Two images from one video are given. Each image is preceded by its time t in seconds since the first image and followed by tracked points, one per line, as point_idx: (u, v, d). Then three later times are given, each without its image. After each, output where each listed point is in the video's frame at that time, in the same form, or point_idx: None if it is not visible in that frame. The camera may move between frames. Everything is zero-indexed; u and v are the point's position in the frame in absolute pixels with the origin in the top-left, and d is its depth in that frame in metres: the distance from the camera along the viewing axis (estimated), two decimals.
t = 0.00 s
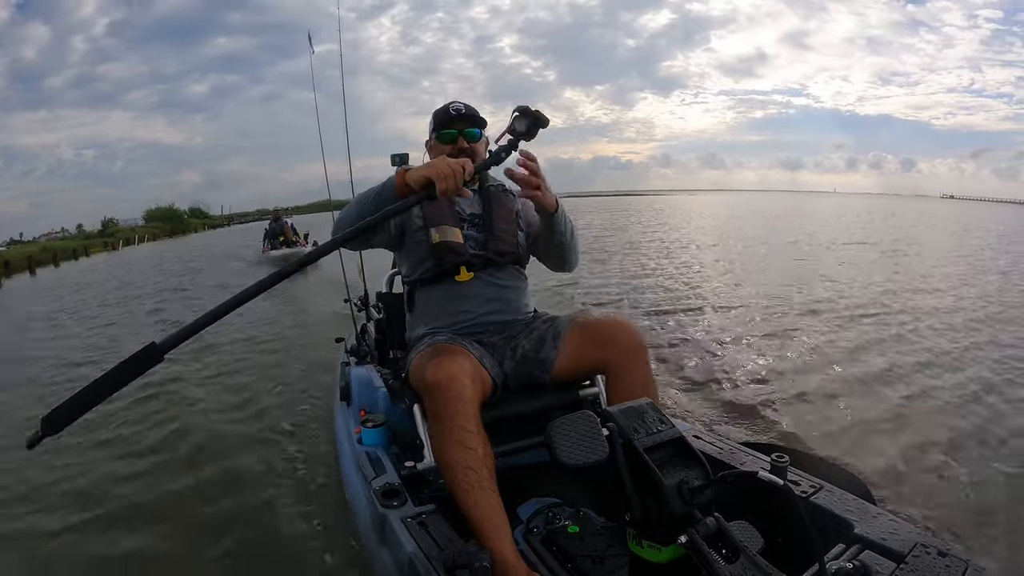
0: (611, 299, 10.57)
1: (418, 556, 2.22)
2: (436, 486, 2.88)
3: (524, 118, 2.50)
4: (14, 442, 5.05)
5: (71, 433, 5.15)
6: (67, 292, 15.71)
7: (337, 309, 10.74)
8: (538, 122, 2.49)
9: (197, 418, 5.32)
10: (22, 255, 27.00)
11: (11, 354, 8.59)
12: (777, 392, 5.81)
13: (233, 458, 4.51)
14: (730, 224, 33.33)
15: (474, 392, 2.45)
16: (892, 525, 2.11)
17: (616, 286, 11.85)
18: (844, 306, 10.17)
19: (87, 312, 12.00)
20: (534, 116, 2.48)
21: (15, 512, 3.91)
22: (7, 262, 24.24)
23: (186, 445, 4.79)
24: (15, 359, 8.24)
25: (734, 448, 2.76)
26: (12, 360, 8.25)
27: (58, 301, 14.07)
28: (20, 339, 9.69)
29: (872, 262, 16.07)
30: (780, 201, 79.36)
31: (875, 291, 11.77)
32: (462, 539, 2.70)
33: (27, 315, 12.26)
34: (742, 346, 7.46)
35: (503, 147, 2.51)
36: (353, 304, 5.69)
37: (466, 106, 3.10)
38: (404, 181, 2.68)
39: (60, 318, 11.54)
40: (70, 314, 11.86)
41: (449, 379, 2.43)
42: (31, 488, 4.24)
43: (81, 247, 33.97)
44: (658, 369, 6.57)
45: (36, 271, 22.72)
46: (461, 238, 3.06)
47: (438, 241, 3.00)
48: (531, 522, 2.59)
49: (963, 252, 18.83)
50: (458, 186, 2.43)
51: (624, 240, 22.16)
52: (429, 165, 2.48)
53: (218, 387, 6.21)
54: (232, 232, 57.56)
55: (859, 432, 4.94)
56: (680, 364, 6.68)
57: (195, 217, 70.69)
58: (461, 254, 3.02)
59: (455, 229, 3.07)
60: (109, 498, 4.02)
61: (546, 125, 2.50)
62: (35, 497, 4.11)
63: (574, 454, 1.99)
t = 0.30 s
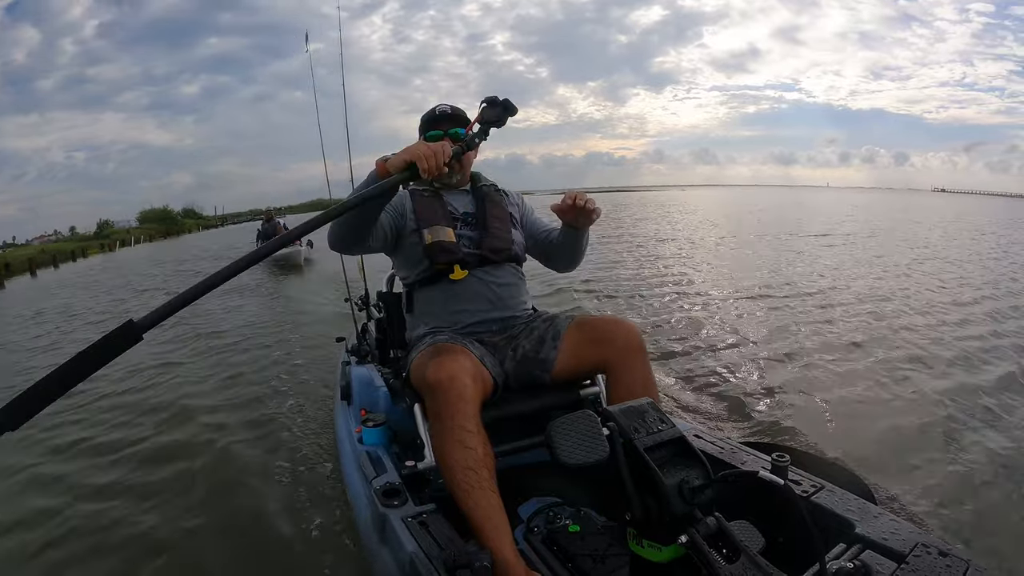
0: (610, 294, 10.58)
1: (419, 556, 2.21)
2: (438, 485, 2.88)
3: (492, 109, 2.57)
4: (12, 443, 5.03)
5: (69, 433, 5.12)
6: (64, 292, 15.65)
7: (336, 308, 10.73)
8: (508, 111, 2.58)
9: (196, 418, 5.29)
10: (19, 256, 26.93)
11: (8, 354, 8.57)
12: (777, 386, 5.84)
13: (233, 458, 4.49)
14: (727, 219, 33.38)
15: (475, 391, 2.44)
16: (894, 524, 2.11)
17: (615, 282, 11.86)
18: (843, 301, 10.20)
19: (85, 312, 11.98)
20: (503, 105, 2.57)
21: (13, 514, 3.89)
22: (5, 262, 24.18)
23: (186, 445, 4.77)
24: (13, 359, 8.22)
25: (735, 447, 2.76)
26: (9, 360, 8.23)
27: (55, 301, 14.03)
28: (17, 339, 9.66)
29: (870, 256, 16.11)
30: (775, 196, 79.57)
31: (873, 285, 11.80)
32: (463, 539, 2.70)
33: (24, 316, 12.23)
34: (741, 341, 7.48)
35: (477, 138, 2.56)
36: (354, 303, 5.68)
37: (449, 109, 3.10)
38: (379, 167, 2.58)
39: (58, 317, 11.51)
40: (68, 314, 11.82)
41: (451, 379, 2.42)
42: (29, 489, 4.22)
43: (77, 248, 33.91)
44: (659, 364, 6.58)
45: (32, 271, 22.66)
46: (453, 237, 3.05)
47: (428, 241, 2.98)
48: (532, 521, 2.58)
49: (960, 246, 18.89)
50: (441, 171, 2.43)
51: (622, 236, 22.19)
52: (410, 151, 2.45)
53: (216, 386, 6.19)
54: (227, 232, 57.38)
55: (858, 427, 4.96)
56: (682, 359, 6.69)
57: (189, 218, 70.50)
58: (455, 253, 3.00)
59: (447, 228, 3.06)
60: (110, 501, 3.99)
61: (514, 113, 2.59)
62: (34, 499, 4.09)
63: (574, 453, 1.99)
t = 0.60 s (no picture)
0: (605, 300, 10.62)
1: (418, 557, 2.20)
2: (436, 486, 2.86)
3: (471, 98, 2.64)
4: None
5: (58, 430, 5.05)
6: (56, 290, 15.53)
7: (330, 309, 10.69)
8: (486, 96, 2.61)
9: (192, 415, 5.25)
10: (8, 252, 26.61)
11: None
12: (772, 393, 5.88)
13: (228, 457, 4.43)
14: (719, 228, 33.61)
15: (479, 391, 2.44)
16: (892, 526, 2.12)
17: (611, 289, 11.91)
18: (836, 310, 10.28)
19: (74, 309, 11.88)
20: (482, 90, 2.61)
21: None
22: None
23: (181, 441, 4.72)
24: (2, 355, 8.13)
25: (734, 449, 2.77)
26: None
27: (44, 298, 13.90)
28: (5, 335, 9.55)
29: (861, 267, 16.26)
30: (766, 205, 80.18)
31: (864, 294, 11.90)
32: (461, 539, 2.68)
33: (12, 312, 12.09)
34: (735, 348, 7.53)
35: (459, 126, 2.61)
36: (352, 304, 5.67)
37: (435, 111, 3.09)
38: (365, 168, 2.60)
39: (47, 314, 11.39)
40: (60, 311, 11.73)
41: (454, 378, 2.42)
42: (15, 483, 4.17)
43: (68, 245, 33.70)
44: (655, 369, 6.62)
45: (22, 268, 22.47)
46: (454, 238, 3.05)
47: (430, 243, 2.99)
48: (531, 522, 2.57)
49: (948, 257, 19.10)
50: (423, 161, 2.44)
51: (615, 243, 22.30)
52: (392, 146, 2.44)
53: (210, 385, 6.14)
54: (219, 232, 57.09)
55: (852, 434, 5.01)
56: (678, 364, 6.73)
57: (181, 217, 70.19)
58: (456, 254, 3.00)
59: (448, 229, 3.06)
60: (102, 494, 3.92)
61: (492, 97, 2.62)
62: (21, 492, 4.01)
63: (574, 454, 2.00)
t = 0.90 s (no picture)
0: (606, 296, 10.64)
1: (419, 556, 2.20)
2: (439, 486, 2.86)
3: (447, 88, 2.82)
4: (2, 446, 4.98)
5: (61, 437, 5.06)
6: (57, 294, 15.56)
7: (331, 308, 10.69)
8: (461, 86, 2.84)
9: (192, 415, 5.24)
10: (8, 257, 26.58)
11: None
12: (773, 386, 5.91)
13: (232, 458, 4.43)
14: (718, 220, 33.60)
15: (488, 387, 2.44)
16: (894, 523, 2.13)
17: (611, 283, 11.93)
18: (836, 301, 10.28)
19: (75, 314, 11.88)
20: (456, 81, 2.83)
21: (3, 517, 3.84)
22: None
23: (183, 444, 4.71)
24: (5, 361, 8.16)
25: (736, 446, 2.77)
26: None
27: (45, 304, 13.92)
28: (6, 341, 9.56)
29: (861, 257, 16.26)
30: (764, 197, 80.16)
31: (864, 285, 11.90)
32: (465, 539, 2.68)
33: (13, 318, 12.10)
34: (735, 342, 7.54)
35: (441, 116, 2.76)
36: (354, 304, 5.66)
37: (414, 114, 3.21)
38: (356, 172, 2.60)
39: (48, 320, 11.40)
40: (62, 316, 11.75)
41: (464, 374, 2.41)
42: (18, 491, 4.17)
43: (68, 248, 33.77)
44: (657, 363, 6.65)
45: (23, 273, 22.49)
46: (437, 233, 3.06)
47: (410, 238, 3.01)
48: (533, 521, 2.58)
49: (948, 246, 19.11)
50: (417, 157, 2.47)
51: (615, 237, 22.28)
52: (385, 146, 2.45)
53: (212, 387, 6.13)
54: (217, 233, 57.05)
55: (853, 428, 5.03)
56: (679, 358, 6.76)
57: (179, 220, 70.14)
58: (437, 249, 3.01)
59: (431, 224, 3.07)
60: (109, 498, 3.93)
61: (468, 86, 2.83)
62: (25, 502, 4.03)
63: (574, 453, 2.00)
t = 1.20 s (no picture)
0: (604, 298, 10.64)
1: (418, 556, 2.20)
2: (437, 486, 2.86)
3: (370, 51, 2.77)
4: None
5: (53, 436, 5.01)
6: (51, 293, 15.44)
7: (327, 309, 10.63)
8: (383, 44, 2.77)
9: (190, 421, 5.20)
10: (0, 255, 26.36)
11: None
12: (770, 389, 5.94)
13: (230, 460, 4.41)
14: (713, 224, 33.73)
15: (492, 386, 2.44)
16: (892, 526, 2.14)
17: (610, 286, 11.93)
18: (834, 305, 10.31)
19: (68, 313, 11.80)
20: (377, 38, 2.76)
21: None
22: None
23: (180, 445, 4.73)
24: None
25: (734, 448, 2.78)
26: None
27: (37, 302, 13.80)
28: None
29: (859, 262, 16.30)
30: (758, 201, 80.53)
31: (859, 289, 11.96)
32: (462, 539, 2.68)
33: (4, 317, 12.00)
34: (732, 344, 7.57)
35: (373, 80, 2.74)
36: (351, 304, 5.64)
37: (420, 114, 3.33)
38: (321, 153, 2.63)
39: (41, 319, 11.32)
40: (55, 314, 11.66)
41: (469, 373, 2.41)
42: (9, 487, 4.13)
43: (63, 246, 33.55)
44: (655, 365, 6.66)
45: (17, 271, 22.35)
46: (427, 230, 3.07)
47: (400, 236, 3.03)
48: (531, 522, 2.57)
49: (943, 251, 19.24)
50: (370, 118, 2.51)
51: (612, 240, 22.32)
52: (340, 117, 2.47)
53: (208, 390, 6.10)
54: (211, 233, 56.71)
55: (851, 431, 5.04)
56: (678, 360, 6.78)
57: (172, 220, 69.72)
58: (427, 246, 3.04)
59: (421, 221, 3.08)
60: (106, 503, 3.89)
61: (389, 41, 2.77)
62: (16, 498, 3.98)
63: (574, 453, 2.01)
